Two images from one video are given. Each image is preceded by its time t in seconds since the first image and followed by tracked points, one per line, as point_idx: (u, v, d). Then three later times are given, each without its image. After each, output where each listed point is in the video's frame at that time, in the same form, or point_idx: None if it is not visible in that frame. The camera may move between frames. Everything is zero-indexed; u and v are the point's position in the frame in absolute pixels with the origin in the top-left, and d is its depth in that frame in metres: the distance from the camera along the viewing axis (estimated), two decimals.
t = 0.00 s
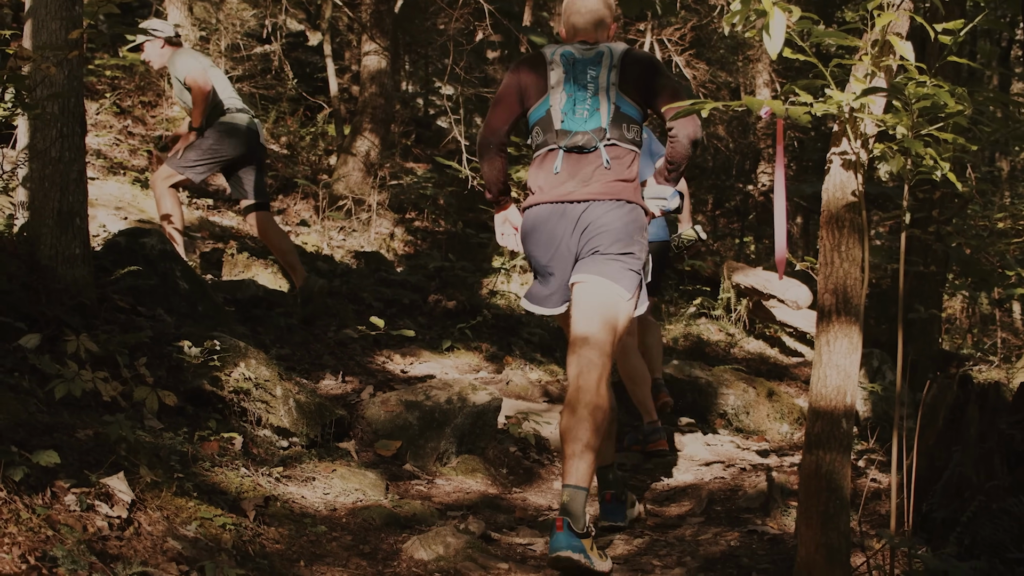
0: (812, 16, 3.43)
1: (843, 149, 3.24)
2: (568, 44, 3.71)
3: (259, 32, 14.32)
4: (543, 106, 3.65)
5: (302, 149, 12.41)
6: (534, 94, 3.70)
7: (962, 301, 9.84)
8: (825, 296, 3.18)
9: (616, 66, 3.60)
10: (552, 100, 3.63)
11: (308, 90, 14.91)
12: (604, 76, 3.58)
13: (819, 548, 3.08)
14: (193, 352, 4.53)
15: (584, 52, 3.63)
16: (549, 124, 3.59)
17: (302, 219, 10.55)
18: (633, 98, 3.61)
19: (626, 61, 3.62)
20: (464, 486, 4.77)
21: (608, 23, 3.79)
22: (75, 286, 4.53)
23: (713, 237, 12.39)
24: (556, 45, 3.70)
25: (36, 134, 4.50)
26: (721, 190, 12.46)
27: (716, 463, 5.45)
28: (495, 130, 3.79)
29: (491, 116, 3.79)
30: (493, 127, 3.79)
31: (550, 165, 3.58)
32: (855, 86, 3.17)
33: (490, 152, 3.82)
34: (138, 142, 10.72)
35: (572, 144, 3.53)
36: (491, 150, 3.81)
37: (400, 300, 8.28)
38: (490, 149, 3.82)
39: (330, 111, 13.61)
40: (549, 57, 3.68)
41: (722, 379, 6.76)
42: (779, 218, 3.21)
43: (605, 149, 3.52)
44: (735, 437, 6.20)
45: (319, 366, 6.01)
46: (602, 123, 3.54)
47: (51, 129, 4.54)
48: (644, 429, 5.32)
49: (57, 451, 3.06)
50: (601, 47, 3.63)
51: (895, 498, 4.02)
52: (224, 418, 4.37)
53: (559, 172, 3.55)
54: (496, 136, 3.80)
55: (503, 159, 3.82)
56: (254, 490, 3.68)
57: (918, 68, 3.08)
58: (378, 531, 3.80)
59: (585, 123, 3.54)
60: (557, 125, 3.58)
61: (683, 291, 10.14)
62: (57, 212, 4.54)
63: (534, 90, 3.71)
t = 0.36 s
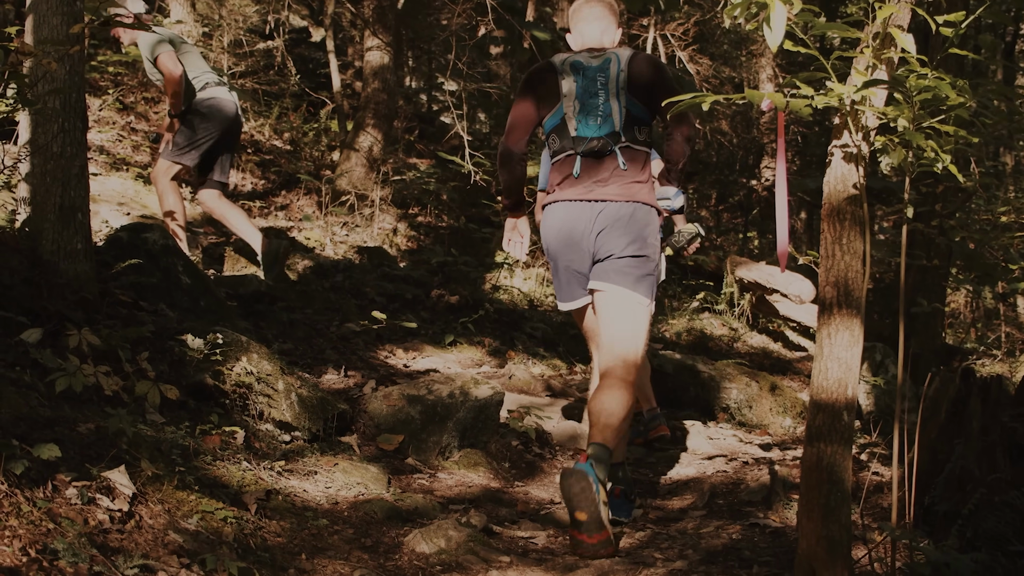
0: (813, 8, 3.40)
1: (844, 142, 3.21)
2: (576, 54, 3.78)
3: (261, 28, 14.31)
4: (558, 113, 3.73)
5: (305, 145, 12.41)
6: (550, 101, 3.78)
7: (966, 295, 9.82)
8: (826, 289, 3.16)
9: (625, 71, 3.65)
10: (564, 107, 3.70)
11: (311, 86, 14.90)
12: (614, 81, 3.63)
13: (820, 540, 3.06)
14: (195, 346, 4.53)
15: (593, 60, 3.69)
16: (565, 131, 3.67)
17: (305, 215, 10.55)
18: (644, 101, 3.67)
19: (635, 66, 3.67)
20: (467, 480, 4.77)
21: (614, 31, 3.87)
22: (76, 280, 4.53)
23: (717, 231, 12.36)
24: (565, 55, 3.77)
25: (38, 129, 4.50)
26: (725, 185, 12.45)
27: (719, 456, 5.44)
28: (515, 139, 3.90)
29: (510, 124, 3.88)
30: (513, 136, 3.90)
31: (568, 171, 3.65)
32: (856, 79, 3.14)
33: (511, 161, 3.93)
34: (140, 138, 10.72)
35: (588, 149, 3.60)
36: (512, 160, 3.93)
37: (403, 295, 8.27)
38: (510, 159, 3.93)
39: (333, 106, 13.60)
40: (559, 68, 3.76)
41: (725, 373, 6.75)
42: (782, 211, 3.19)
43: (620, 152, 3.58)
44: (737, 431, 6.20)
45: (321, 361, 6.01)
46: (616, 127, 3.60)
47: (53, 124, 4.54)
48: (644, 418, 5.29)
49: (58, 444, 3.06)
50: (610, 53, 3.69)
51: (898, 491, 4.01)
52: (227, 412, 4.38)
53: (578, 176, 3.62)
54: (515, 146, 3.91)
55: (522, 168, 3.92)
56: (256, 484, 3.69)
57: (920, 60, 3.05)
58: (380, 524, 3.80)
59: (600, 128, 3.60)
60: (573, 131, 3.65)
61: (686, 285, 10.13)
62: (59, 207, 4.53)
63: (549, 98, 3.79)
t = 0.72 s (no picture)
0: None
1: (846, 129, 3.19)
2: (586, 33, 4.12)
3: (264, 17, 14.26)
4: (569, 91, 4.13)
5: (308, 134, 12.39)
6: (561, 81, 4.19)
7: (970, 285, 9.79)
8: (827, 277, 3.14)
9: (631, 49, 3.99)
10: (576, 86, 4.08)
11: (313, 76, 14.87)
12: (620, 60, 3.97)
13: (821, 529, 3.03)
14: (197, 335, 4.53)
15: (601, 40, 4.03)
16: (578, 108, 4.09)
17: (307, 204, 10.54)
18: (649, 74, 3.99)
19: (639, 44, 4.00)
20: (468, 469, 4.77)
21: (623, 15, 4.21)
22: (78, 269, 4.53)
23: (721, 221, 12.33)
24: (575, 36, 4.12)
25: (39, 118, 4.49)
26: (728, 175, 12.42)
27: (720, 446, 5.44)
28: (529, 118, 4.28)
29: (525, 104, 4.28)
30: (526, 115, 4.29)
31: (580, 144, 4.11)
32: (858, 66, 3.11)
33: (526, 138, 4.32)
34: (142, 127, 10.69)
35: (598, 124, 4.04)
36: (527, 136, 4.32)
37: (406, 284, 8.26)
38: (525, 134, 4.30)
39: (336, 96, 13.57)
40: (570, 49, 4.11)
41: (727, 362, 6.75)
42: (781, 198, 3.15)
43: (627, 127, 4.01)
44: (739, 421, 6.20)
45: (323, 350, 6.01)
46: (622, 104, 3.99)
47: (54, 113, 4.53)
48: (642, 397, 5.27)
49: (59, 433, 3.06)
50: (616, 33, 4.02)
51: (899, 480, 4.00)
52: (228, 401, 4.38)
53: (589, 148, 4.07)
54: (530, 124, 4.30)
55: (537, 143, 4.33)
56: (257, 473, 3.69)
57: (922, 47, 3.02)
58: (381, 513, 3.80)
59: (608, 105, 4.00)
60: (584, 110, 4.07)
61: (689, 275, 10.11)
62: (61, 196, 4.52)
63: (561, 77, 4.18)
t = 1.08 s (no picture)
0: None
1: (847, 125, 3.18)
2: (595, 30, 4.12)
3: (268, 13, 14.24)
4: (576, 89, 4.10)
5: (311, 131, 12.38)
6: (567, 80, 4.10)
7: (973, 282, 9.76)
8: (828, 274, 3.13)
9: (638, 48, 4.01)
10: (583, 83, 4.07)
11: (316, 72, 14.85)
12: (628, 59, 3.99)
13: (822, 526, 3.02)
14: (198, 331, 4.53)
15: (609, 39, 4.04)
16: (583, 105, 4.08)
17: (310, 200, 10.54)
18: (655, 73, 4.00)
19: (647, 43, 4.01)
20: (469, 464, 4.76)
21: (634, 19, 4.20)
22: (80, 264, 4.53)
23: (724, 218, 12.30)
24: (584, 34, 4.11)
25: (41, 112, 4.48)
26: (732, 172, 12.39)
27: (722, 442, 5.43)
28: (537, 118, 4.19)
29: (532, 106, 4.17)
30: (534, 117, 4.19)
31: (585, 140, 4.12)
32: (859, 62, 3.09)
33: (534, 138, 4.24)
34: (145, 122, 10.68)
35: (603, 121, 4.05)
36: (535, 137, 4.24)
37: (408, 280, 8.24)
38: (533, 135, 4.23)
39: (339, 92, 13.57)
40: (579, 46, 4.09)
41: (729, 359, 6.73)
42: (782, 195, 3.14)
43: (632, 124, 4.03)
44: (741, 417, 6.19)
45: (325, 345, 6.01)
46: (628, 102, 4.01)
47: (56, 108, 4.53)
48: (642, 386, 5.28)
49: (59, 427, 3.06)
50: (625, 32, 4.04)
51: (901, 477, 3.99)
52: (229, 395, 4.38)
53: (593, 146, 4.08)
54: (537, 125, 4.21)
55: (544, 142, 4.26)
56: (258, 467, 3.69)
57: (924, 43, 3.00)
58: (382, 508, 3.80)
59: (613, 103, 4.01)
60: (590, 106, 4.07)
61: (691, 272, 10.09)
62: (63, 190, 4.52)
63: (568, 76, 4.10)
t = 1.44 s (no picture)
0: None
1: (845, 120, 3.16)
2: (605, 46, 4.10)
3: (267, 9, 14.21)
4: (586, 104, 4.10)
5: (311, 127, 12.37)
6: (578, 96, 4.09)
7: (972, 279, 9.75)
8: (825, 268, 3.12)
9: (646, 64, 3.98)
10: (591, 98, 4.06)
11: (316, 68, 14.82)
12: (634, 74, 3.98)
13: (818, 519, 3.02)
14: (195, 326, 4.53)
15: (618, 54, 4.02)
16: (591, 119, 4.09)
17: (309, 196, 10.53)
18: (662, 89, 3.98)
19: (656, 58, 3.98)
20: (467, 460, 4.76)
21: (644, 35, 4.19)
22: (78, 259, 4.52)
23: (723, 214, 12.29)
24: (595, 49, 4.10)
25: (39, 107, 4.47)
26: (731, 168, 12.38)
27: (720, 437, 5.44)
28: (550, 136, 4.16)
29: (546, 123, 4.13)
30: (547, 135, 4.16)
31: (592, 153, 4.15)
32: (857, 57, 3.08)
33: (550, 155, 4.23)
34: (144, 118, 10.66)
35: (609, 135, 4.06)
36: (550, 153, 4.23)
37: (407, 276, 8.24)
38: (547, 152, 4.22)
39: (339, 88, 13.54)
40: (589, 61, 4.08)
41: (728, 355, 6.73)
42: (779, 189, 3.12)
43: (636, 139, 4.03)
44: (740, 413, 6.20)
45: (323, 341, 6.01)
46: (633, 117, 4.00)
47: (54, 103, 4.52)
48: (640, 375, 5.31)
49: (56, 421, 3.06)
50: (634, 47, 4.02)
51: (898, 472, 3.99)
52: (227, 390, 4.38)
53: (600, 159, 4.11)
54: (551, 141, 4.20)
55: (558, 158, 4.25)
56: (255, 462, 3.69)
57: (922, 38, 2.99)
58: (379, 503, 3.80)
59: (619, 118, 4.02)
60: (596, 121, 4.07)
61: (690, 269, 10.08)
62: (60, 185, 4.51)
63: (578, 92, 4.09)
